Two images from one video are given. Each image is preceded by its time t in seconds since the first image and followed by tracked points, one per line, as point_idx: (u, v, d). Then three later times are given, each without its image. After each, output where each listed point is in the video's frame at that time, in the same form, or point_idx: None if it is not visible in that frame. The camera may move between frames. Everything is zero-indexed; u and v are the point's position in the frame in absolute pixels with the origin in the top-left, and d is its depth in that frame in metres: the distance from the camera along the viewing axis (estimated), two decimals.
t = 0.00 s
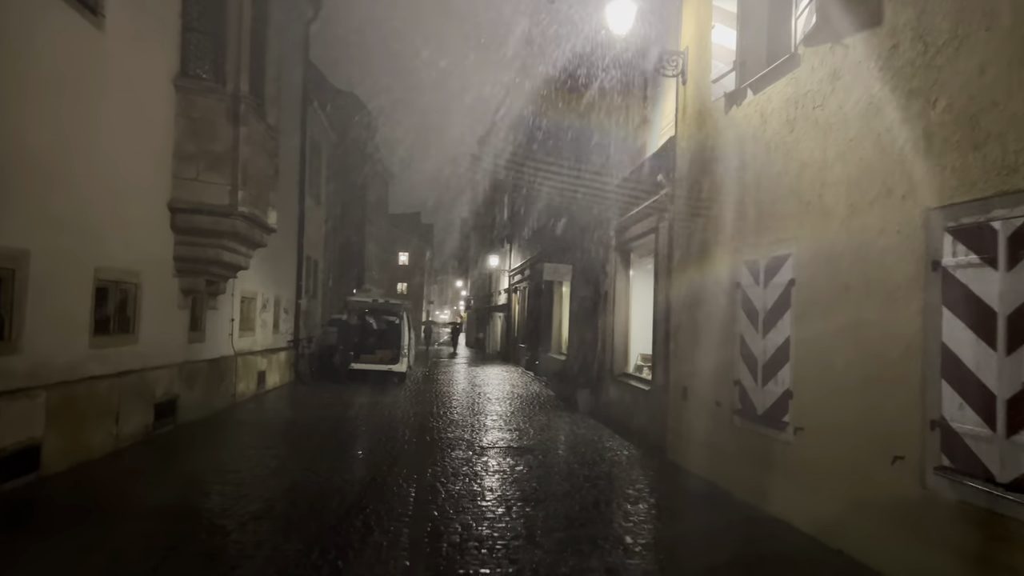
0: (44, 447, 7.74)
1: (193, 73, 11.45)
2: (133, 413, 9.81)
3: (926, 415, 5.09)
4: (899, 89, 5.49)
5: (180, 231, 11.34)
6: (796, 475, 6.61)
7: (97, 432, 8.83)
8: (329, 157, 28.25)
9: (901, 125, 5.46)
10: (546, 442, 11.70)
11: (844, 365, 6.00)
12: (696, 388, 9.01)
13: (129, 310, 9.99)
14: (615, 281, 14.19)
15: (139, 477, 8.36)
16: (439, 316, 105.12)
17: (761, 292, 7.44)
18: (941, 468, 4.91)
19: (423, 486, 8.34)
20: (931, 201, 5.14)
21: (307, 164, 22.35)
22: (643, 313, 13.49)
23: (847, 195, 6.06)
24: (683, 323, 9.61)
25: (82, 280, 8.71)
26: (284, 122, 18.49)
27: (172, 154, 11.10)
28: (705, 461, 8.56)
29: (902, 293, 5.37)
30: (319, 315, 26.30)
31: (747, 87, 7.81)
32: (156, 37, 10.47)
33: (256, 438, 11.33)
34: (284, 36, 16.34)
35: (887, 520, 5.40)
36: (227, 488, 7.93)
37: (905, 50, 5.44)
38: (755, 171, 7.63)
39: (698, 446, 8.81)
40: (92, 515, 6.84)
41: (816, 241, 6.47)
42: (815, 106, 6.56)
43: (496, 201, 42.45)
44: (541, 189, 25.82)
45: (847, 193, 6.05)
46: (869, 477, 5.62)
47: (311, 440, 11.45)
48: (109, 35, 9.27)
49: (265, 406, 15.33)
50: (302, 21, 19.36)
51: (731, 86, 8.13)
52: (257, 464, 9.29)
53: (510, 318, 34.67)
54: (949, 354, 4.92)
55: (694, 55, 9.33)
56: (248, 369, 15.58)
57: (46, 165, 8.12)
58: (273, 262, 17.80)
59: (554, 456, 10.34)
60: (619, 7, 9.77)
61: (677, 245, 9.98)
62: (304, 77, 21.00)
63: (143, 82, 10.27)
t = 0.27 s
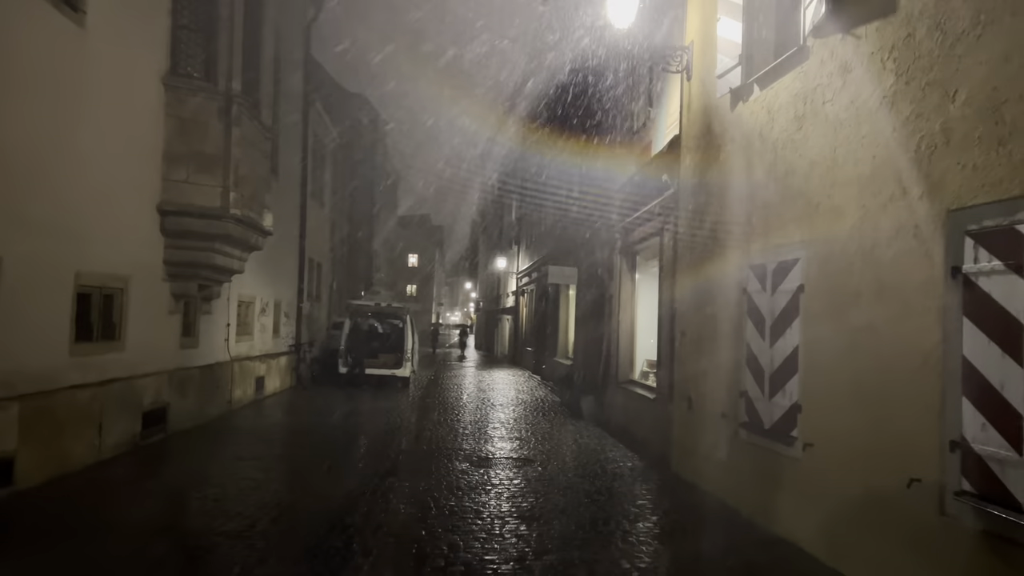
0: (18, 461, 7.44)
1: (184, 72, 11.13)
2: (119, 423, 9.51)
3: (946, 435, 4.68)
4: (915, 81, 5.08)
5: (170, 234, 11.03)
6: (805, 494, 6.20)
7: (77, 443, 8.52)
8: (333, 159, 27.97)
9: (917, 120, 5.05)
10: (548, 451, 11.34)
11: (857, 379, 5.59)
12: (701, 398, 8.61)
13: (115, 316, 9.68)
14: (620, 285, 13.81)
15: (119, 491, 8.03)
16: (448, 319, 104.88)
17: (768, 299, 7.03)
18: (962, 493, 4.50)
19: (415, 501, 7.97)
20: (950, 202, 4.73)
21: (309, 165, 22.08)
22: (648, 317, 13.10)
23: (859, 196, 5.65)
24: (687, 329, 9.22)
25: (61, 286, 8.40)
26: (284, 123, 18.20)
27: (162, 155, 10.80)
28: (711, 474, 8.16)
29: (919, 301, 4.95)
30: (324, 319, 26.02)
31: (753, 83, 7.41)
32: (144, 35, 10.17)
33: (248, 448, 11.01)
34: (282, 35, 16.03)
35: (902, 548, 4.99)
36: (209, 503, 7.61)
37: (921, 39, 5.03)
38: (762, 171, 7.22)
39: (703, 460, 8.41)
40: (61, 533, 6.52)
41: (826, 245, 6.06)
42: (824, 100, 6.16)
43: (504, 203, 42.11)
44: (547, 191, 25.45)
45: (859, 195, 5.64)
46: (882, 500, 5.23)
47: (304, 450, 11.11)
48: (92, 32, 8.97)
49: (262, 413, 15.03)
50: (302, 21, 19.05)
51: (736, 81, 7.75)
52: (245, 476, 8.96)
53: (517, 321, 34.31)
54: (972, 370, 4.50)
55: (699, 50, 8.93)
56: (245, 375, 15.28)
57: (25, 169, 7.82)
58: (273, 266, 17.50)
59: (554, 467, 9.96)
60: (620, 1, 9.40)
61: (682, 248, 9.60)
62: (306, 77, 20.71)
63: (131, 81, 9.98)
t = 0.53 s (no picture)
0: None
1: (172, 62, 10.78)
2: (100, 424, 9.16)
3: (970, 439, 4.22)
4: (934, 50, 4.62)
5: (157, 229, 10.67)
6: (814, 502, 5.74)
7: (53, 445, 8.17)
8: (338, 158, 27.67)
9: (936, 93, 4.58)
10: (550, 454, 10.92)
11: (871, 377, 5.12)
12: (705, 399, 8.15)
13: (96, 313, 9.34)
14: (625, 282, 13.37)
15: (94, 495, 7.67)
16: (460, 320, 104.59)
17: (775, 293, 6.58)
18: (989, 504, 4.04)
19: (403, 507, 7.56)
20: (974, 182, 4.27)
21: (312, 163, 21.76)
22: (654, 316, 12.66)
23: (873, 179, 5.19)
24: (692, 326, 8.76)
25: (35, 282, 8.05)
26: (283, 119, 17.87)
27: (148, 146, 10.45)
28: (715, 480, 7.69)
29: (940, 292, 4.48)
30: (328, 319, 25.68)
31: (759, 63, 6.96)
32: (128, 22, 9.82)
33: (238, 450, 10.64)
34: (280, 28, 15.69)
35: (921, 564, 4.53)
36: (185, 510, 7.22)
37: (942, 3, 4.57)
38: (769, 156, 6.77)
39: (707, 463, 7.96)
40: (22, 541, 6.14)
41: (836, 233, 5.60)
42: (834, 77, 5.70)
43: (513, 203, 41.74)
44: (555, 189, 25.03)
45: (873, 177, 5.18)
46: (899, 511, 4.76)
47: (295, 453, 10.73)
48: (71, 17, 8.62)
49: (259, 414, 14.67)
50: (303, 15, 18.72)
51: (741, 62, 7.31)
52: (229, 480, 8.58)
53: (526, 322, 33.95)
54: (998, 367, 4.04)
55: (704, 33, 8.49)
56: (242, 375, 14.93)
57: None
58: (272, 264, 17.16)
59: (553, 471, 9.52)
60: None
61: (686, 242, 9.16)
62: (308, 73, 20.38)
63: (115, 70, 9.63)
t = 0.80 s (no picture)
0: None
1: (162, 62, 10.47)
2: (85, 436, 8.85)
3: (1002, 466, 3.82)
4: (960, 40, 4.23)
5: (147, 234, 10.36)
6: (828, 527, 5.33)
7: (32, 459, 7.85)
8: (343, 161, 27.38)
9: (963, 87, 4.19)
10: (552, 465, 10.56)
11: (889, 393, 4.73)
12: (713, 412, 7.76)
13: (81, 321, 9.03)
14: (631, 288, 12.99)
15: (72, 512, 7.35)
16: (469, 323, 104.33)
17: (786, 303, 6.18)
18: None
19: (394, 526, 7.19)
20: (1006, 182, 3.87)
21: (315, 166, 21.46)
22: (660, 322, 12.28)
23: (892, 180, 4.79)
24: (699, 336, 8.37)
25: (12, 289, 7.75)
26: (284, 122, 17.58)
27: (138, 148, 10.14)
28: (724, 498, 7.30)
29: (968, 304, 4.10)
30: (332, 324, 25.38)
31: (769, 58, 6.57)
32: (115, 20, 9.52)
33: (230, 462, 10.31)
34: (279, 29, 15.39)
35: None
36: (165, 529, 6.89)
37: None
38: (779, 157, 6.38)
39: (715, 480, 7.56)
40: None
41: (852, 239, 5.21)
42: (849, 72, 5.30)
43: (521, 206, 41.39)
44: (562, 191, 24.67)
45: (892, 179, 4.79)
46: (919, 539, 4.36)
47: (289, 465, 10.39)
48: (52, 14, 8.31)
49: (256, 423, 14.36)
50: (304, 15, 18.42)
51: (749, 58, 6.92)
52: (216, 495, 8.24)
53: (533, 326, 33.60)
54: None
55: (711, 28, 8.10)
56: (240, 382, 14.63)
57: None
58: (272, 269, 16.86)
59: (554, 485, 9.13)
60: None
61: (692, 247, 8.77)
62: (310, 75, 20.09)
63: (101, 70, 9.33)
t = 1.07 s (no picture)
0: None
1: (155, 52, 10.12)
2: (69, 439, 8.50)
3: None
4: None
5: (138, 229, 10.01)
6: (851, 541, 4.89)
7: (11, 464, 7.50)
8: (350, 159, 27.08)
9: (1005, 51, 3.75)
10: (558, 469, 10.14)
11: (922, 393, 4.29)
12: (726, 414, 7.32)
13: (66, 319, 8.69)
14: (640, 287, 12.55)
15: (50, 519, 6.99)
16: (481, 326, 104.18)
17: (805, 296, 5.74)
18: None
19: (387, 535, 6.77)
20: None
21: (320, 165, 21.12)
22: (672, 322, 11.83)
23: (924, 159, 4.35)
24: (711, 334, 7.92)
25: None
26: (286, 118, 17.24)
27: (128, 142, 9.79)
28: (738, 505, 6.85)
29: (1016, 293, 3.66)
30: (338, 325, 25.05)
31: (786, 34, 6.14)
32: (100, 7, 9.18)
33: (223, 465, 9.94)
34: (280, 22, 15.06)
35: None
36: (143, 538, 6.51)
37: None
38: (796, 139, 5.94)
39: (728, 487, 7.12)
40: None
41: (878, 225, 4.77)
42: (875, 43, 4.86)
43: (532, 206, 41.00)
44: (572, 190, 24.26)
45: (924, 157, 4.35)
46: (954, 555, 3.93)
47: (284, 468, 10.02)
48: None
49: (256, 425, 14.01)
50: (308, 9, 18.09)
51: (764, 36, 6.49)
52: (203, 501, 7.87)
53: (543, 328, 33.17)
54: None
55: (723, 7, 7.68)
56: (239, 384, 14.28)
57: None
58: (273, 268, 16.51)
59: (559, 491, 8.70)
60: None
61: (704, 240, 8.34)
62: (315, 72, 19.76)
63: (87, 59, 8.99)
